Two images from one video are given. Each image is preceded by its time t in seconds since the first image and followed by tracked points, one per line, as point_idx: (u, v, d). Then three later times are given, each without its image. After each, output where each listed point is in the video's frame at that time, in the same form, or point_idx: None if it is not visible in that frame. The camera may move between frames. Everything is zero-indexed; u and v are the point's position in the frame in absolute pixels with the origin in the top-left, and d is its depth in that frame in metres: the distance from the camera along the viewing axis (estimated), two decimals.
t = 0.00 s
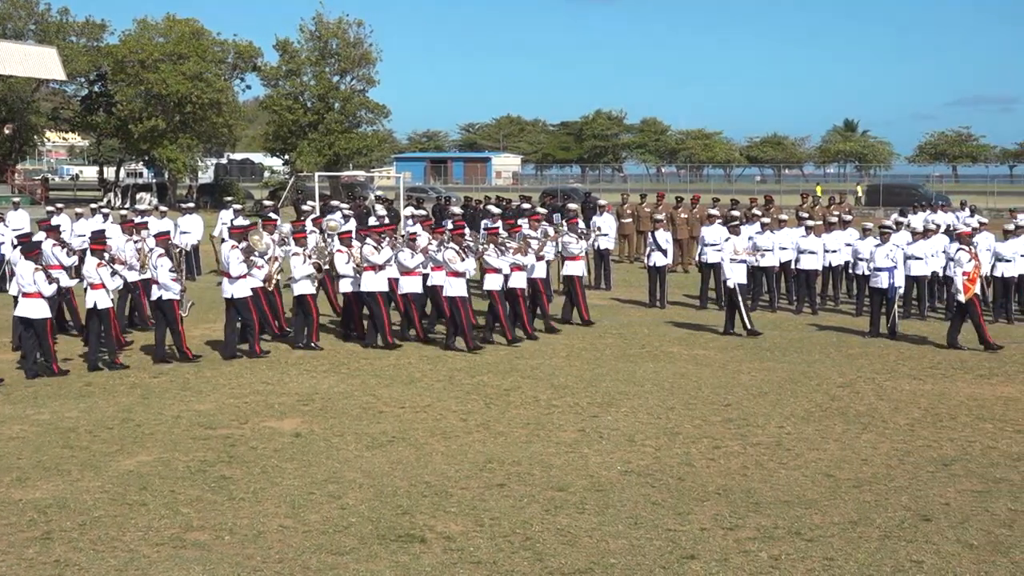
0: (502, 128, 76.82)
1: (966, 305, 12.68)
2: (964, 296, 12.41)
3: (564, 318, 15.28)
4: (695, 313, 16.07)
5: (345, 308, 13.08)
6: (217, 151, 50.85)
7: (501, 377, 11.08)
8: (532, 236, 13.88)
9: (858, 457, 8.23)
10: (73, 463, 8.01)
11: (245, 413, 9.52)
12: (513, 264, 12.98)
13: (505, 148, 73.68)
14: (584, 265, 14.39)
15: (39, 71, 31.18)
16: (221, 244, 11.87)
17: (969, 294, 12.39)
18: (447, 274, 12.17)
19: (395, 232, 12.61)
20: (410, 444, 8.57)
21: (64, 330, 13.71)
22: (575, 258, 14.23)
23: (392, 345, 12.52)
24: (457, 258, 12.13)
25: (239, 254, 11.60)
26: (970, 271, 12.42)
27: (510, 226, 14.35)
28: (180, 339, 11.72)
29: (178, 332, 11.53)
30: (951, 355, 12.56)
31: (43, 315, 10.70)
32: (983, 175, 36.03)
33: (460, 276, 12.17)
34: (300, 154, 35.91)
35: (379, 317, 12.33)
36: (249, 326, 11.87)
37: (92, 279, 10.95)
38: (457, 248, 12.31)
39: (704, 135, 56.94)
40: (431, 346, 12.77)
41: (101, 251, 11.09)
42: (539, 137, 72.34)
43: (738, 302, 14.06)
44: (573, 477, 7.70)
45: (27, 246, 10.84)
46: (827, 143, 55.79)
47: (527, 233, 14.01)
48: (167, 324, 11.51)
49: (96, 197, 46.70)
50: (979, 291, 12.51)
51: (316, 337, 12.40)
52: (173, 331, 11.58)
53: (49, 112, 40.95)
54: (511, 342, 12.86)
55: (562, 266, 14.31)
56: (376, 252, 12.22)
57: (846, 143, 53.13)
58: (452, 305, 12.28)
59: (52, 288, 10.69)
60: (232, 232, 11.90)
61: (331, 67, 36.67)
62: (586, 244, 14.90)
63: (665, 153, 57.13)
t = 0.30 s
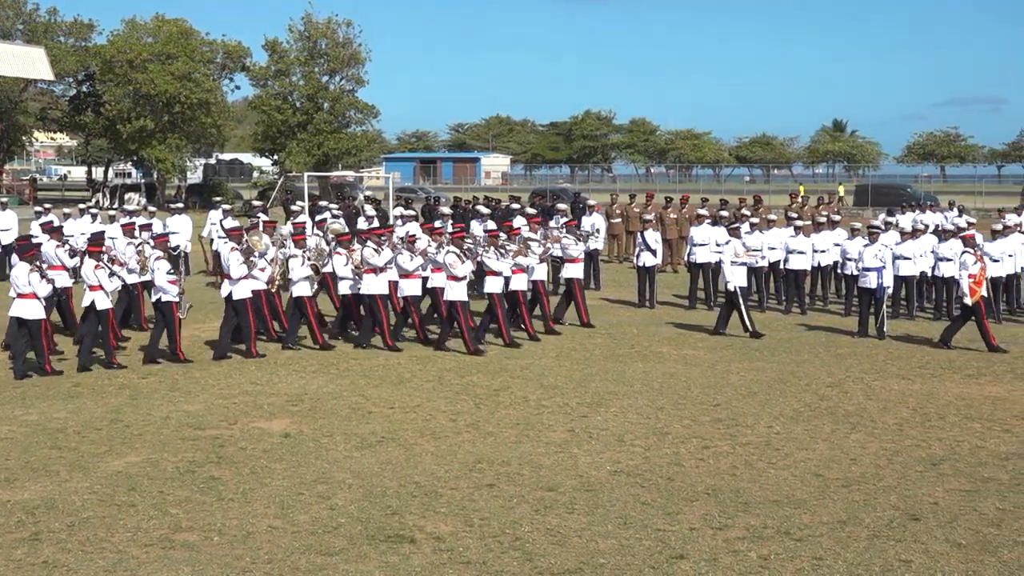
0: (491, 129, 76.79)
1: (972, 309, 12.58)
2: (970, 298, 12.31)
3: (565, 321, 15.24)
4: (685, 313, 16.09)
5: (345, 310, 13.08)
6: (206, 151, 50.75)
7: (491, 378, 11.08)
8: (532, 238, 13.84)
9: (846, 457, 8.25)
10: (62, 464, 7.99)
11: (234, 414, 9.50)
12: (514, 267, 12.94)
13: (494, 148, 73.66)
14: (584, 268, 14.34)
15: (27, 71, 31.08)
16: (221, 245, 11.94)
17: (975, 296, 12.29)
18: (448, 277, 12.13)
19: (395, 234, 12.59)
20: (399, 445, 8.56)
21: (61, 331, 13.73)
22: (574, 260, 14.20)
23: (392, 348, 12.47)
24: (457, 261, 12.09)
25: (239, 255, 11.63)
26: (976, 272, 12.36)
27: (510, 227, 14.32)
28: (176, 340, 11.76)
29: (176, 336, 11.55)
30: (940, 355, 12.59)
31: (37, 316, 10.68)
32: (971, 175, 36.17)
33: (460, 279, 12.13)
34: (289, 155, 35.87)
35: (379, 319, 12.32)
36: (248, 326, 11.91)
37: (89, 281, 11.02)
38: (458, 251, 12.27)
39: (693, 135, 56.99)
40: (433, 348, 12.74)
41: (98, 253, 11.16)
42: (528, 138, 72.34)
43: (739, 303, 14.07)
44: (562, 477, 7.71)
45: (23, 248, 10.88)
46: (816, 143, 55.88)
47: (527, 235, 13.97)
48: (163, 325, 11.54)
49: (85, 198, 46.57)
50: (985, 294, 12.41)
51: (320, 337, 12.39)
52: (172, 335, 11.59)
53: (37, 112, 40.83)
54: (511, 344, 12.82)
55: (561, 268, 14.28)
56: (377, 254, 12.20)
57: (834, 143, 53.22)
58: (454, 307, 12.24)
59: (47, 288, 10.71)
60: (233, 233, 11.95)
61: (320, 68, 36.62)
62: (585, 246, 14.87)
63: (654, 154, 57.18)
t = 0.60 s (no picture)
0: (480, 129, 76.80)
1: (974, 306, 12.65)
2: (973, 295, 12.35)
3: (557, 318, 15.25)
4: (674, 313, 16.10)
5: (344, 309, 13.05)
6: (194, 151, 50.67)
7: (480, 377, 11.07)
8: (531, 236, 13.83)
9: (835, 456, 8.27)
10: (50, 465, 7.96)
11: (223, 414, 9.50)
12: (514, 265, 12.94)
13: (483, 149, 73.62)
14: (582, 267, 14.30)
15: (14, 71, 30.99)
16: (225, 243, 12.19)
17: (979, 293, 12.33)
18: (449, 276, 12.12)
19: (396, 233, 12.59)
20: (388, 445, 8.55)
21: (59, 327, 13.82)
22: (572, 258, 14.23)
23: (381, 348, 12.41)
24: (459, 259, 12.08)
25: (237, 254, 11.65)
26: (978, 269, 12.41)
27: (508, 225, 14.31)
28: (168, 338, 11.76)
29: (166, 335, 11.57)
30: (927, 355, 12.63)
31: (36, 315, 10.65)
32: (958, 175, 36.36)
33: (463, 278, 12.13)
34: (278, 155, 35.83)
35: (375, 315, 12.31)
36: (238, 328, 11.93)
37: (88, 279, 11.02)
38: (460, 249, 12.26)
39: (681, 135, 57.04)
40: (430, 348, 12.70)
41: (96, 252, 11.16)
42: (517, 138, 72.36)
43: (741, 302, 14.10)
44: (552, 477, 7.71)
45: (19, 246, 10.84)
46: (804, 143, 55.98)
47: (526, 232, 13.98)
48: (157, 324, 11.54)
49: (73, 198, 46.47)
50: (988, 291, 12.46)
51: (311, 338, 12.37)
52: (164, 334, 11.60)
53: (25, 112, 40.72)
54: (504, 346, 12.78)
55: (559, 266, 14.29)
56: (377, 253, 12.20)
57: (823, 143, 53.29)
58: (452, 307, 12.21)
59: (46, 288, 10.67)
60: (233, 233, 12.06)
61: (309, 67, 36.58)
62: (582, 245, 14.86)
63: (643, 154, 57.23)
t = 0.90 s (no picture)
0: (464, 129, 76.80)
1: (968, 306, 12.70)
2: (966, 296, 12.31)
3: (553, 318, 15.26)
4: (658, 313, 16.12)
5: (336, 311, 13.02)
6: (178, 151, 50.54)
7: (464, 378, 11.07)
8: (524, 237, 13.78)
9: (818, 456, 8.29)
10: (33, 466, 7.93)
11: (207, 415, 9.48)
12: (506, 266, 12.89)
13: (467, 149, 73.57)
14: (573, 267, 14.26)
15: None
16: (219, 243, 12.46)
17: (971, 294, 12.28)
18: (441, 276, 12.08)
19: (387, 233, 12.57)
20: (373, 446, 8.54)
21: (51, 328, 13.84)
22: (564, 259, 14.19)
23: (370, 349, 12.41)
24: (451, 260, 12.05)
25: (228, 254, 11.78)
26: (972, 269, 12.34)
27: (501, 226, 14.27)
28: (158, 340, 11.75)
29: (152, 336, 11.53)
30: (910, 355, 12.68)
31: (24, 316, 10.65)
32: (941, 175, 36.54)
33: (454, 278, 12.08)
34: (262, 155, 35.75)
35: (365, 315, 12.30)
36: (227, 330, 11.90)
37: (77, 279, 11.02)
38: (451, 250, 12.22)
39: (666, 136, 57.14)
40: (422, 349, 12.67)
41: (86, 252, 11.17)
42: (502, 138, 72.37)
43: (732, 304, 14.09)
44: (536, 477, 7.72)
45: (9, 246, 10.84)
46: (788, 143, 56.14)
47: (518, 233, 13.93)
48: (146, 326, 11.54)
49: (56, 199, 46.29)
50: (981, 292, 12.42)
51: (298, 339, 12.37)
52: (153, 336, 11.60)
53: (7, 113, 40.53)
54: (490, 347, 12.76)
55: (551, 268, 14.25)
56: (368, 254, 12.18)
57: (807, 143, 53.45)
58: (443, 307, 12.18)
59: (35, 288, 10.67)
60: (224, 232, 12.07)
61: (293, 67, 36.51)
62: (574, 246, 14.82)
63: (627, 154, 57.31)
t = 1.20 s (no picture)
0: (451, 130, 76.80)
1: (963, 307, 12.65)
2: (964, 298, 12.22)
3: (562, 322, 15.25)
4: (645, 314, 16.14)
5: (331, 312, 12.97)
6: (164, 152, 50.42)
7: (451, 378, 11.06)
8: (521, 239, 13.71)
9: (804, 455, 8.31)
10: (18, 468, 7.90)
11: (193, 416, 9.46)
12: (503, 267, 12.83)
13: (454, 149, 73.57)
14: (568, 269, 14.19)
15: None
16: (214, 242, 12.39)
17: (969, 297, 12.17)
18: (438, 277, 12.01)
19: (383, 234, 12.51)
20: (360, 446, 8.54)
21: (46, 327, 13.89)
22: (560, 261, 14.13)
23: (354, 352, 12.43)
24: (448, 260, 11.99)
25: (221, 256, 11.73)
26: (971, 272, 12.24)
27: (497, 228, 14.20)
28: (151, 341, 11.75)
29: (141, 337, 11.53)
30: (896, 355, 12.72)
31: (13, 315, 10.61)
32: (926, 175, 36.70)
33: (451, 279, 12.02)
34: (249, 155, 35.69)
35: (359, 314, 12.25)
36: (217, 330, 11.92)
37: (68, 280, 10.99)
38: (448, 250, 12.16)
39: (652, 136, 57.21)
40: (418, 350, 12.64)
41: (78, 252, 11.13)
42: (489, 138, 72.38)
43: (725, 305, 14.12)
44: (523, 478, 7.72)
45: None
46: (774, 144, 56.26)
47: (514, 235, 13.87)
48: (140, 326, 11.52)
49: (41, 199, 46.13)
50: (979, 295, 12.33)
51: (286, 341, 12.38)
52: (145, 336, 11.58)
53: None
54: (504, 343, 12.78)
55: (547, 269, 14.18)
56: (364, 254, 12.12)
57: (794, 144, 53.57)
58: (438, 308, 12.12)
59: (25, 288, 10.62)
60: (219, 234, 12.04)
61: (279, 67, 36.45)
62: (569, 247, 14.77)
63: (614, 155, 57.37)
